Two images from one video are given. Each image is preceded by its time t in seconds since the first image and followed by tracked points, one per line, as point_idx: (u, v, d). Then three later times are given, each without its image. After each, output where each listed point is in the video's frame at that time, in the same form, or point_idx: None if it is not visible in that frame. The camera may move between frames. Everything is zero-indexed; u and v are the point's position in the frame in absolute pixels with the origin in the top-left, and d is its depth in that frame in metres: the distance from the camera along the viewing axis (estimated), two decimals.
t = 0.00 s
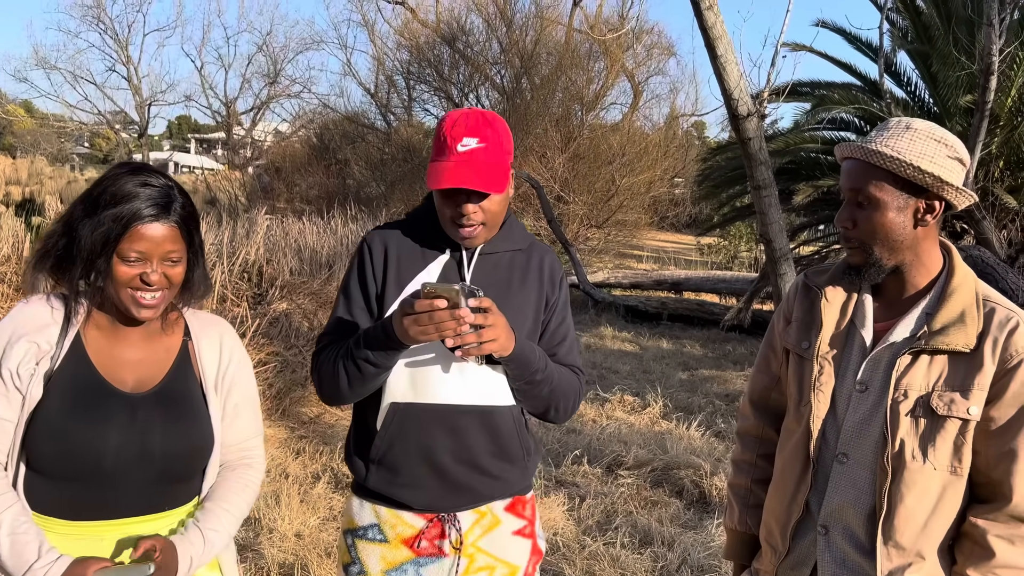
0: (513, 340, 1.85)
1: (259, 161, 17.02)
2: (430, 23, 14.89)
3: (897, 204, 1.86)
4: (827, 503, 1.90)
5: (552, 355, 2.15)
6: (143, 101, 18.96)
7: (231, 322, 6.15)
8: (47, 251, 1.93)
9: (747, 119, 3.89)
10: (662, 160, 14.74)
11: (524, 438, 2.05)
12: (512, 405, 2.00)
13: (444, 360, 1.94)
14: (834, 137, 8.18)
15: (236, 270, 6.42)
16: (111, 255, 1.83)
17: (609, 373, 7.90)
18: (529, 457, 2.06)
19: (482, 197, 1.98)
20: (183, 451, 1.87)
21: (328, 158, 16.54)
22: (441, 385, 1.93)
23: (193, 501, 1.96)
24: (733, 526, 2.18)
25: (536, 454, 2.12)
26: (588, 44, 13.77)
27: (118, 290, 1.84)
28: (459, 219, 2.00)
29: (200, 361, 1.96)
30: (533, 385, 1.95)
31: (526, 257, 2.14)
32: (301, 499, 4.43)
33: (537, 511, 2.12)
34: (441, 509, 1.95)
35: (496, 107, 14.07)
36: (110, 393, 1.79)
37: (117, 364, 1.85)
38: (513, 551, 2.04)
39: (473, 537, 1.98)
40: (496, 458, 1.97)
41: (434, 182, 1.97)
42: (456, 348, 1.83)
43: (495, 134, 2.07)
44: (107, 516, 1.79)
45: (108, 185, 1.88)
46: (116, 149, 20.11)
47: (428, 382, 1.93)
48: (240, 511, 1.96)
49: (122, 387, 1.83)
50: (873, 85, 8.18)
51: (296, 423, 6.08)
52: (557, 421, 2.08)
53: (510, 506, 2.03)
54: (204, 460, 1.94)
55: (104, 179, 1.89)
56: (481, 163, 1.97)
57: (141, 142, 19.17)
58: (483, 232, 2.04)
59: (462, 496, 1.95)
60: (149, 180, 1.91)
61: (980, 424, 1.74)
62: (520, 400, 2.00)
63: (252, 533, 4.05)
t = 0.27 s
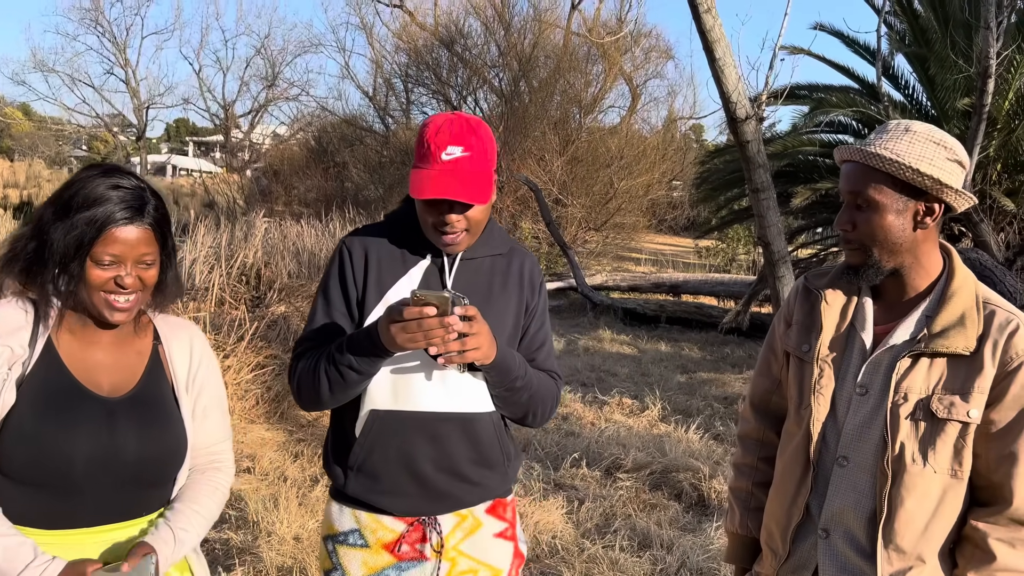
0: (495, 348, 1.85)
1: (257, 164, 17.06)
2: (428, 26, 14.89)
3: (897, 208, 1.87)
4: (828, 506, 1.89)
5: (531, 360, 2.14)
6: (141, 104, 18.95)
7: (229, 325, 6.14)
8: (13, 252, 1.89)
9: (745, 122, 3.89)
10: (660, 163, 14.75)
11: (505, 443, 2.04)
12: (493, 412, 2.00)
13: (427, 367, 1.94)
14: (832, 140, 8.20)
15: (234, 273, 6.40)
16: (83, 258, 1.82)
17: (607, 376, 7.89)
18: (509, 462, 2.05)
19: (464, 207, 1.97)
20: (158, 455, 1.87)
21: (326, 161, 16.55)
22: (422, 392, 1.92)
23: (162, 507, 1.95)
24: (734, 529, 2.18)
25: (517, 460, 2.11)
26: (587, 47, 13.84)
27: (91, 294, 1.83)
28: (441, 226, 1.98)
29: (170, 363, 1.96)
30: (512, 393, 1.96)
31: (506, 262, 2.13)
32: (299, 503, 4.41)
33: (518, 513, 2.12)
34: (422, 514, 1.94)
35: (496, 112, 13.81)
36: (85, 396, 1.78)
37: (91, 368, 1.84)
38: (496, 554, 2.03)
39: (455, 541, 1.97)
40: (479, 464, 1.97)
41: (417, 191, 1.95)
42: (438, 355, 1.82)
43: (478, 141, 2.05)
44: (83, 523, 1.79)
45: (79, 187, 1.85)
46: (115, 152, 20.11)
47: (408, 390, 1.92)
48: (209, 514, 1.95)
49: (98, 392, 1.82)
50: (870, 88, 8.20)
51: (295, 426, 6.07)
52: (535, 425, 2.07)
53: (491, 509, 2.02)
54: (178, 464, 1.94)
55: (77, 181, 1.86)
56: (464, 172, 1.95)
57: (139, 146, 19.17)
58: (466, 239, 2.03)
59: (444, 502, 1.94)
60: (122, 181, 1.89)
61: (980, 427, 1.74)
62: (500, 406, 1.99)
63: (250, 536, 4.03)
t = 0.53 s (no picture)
0: (493, 354, 1.85)
1: (256, 167, 17.07)
2: (427, 29, 14.91)
3: (900, 212, 1.86)
4: (831, 509, 1.89)
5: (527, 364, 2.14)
6: (140, 108, 18.97)
7: (228, 328, 6.11)
8: None
9: (745, 125, 3.89)
10: (659, 166, 14.76)
11: (502, 448, 2.03)
12: (490, 417, 1.99)
13: (427, 373, 1.92)
14: (831, 143, 8.21)
15: (233, 276, 6.40)
16: (65, 261, 1.80)
17: (606, 379, 7.89)
18: (505, 467, 2.04)
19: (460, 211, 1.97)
20: (142, 460, 1.88)
21: (325, 164, 16.56)
22: (420, 398, 1.91)
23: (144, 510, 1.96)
24: (735, 532, 2.17)
25: (514, 464, 2.11)
26: (585, 51, 13.83)
27: (73, 298, 1.82)
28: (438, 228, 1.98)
29: (148, 366, 1.98)
30: (510, 397, 1.95)
31: (502, 266, 2.13)
32: (298, 505, 4.40)
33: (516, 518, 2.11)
34: (420, 518, 1.93)
35: (494, 114, 13.92)
36: (73, 402, 1.78)
37: (76, 374, 1.83)
38: (493, 559, 2.03)
39: (451, 546, 1.97)
40: (476, 469, 1.96)
41: (413, 195, 1.95)
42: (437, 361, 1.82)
43: (476, 144, 2.05)
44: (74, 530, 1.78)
45: (59, 188, 1.83)
46: (113, 156, 20.14)
47: (406, 395, 1.91)
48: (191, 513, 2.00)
49: (85, 398, 1.82)
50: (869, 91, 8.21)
51: (294, 429, 6.05)
52: (533, 430, 2.08)
53: (488, 513, 2.02)
54: (160, 468, 1.96)
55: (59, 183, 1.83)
56: (460, 176, 1.96)
57: (138, 149, 19.18)
58: (463, 243, 2.03)
59: (441, 507, 1.94)
60: (104, 183, 1.88)
61: (983, 430, 1.74)
62: (497, 411, 1.99)
63: (249, 540, 4.02)
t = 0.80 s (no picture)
0: (509, 355, 1.85)
1: (256, 170, 17.08)
2: (427, 33, 14.93)
3: (904, 215, 1.86)
4: (833, 513, 1.88)
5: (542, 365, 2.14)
6: (140, 111, 18.99)
7: (228, 331, 6.09)
8: None
9: (745, 128, 3.89)
10: (659, 169, 14.76)
11: (518, 450, 2.03)
12: (505, 419, 1.99)
13: (443, 374, 1.92)
14: (831, 146, 8.21)
15: (233, 280, 6.39)
16: (66, 264, 1.79)
17: (606, 382, 7.87)
18: (521, 468, 2.03)
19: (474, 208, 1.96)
20: (141, 461, 1.89)
21: (325, 167, 16.55)
22: (438, 400, 1.90)
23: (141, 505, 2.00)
24: (735, 535, 2.16)
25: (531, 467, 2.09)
26: (585, 54, 13.81)
27: (75, 301, 1.81)
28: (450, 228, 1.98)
29: (140, 366, 1.99)
30: (527, 398, 1.96)
31: (514, 268, 2.13)
32: (298, 509, 4.39)
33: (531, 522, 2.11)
34: (437, 523, 1.92)
35: (493, 117, 14.03)
36: (75, 405, 1.77)
37: (76, 379, 1.83)
38: (509, 564, 2.02)
39: (468, 551, 1.96)
40: (493, 472, 1.95)
41: (427, 195, 1.94)
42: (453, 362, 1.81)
43: (487, 143, 2.04)
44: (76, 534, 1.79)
45: (55, 190, 1.80)
46: (113, 159, 20.15)
47: (423, 397, 1.90)
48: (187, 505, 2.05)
49: (86, 401, 1.82)
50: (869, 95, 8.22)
51: (294, 433, 6.04)
52: (548, 430, 2.09)
53: (505, 518, 2.01)
54: (158, 466, 1.98)
55: (56, 185, 1.81)
56: (474, 174, 1.94)
57: (138, 152, 19.19)
58: (476, 244, 2.03)
59: (459, 511, 1.92)
60: (100, 183, 1.87)
61: (987, 435, 1.73)
62: (513, 412, 2.00)
63: (249, 543, 4.01)
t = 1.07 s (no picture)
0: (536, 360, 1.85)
1: (256, 173, 17.10)
2: (427, 35, 14.94)
3: (908, 217, 1.86)
4: (835, 515, 1.88)
5: (568, 367, 2.15)
6: (141, 114, 19.02)
7: (228, 334, 6.08)
8: None
9: (745, 130, 3.89)
10: (659, 172, 14.75)
11: (546, 452, 2.02)
12: (532, 420, 1.99)
13: (471, 378, 1.92)
14: (831, 148, 8.22)
15: (233, 282, 6.39)
16: (89, 267, 1.78)
17: (607, 385, 7.87)
18: (550, 470, 2.03)
19: (514, 201, 1.97)
20: (155, 461, 1.90)
21: (325, 170, 16.54)
22: (467, 403, 1.90)
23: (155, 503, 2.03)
24: (736, 538, 2.16)
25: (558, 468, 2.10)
26: (585, 57, 13.78)
27: (98, 303, 1.81)
28: (489, 224, 1.98)
29: (150, 368, 2.04)
30: (556, 401, 1.97)
31: (538, 269, 2.13)
32: (299, 512, 4.39)
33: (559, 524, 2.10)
34: (466, 525, 1.91)
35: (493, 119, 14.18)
36: (91, 407, 1.77)
37: (92, 382, 1.82)
38: (537, 565, 2.02)
39: (496, 552, 1.96)
40: (523, 473, 1.95)
41: (469, 193, 1.93)
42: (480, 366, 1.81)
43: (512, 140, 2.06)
44: (96, 534, 1.80)
45: (70, 193, 1.78)
46: (114, 162, 20.19)
47: (452, 398, 1.90)
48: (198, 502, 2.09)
49: (102, 403, 1.82)
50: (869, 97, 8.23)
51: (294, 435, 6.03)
52: (576, 432, 2.10)
53: (534, 520, 2.01)
54: (170, 465, 1.99)
55: (68, 187, 1.79)
56: (509, 171, 1.96)
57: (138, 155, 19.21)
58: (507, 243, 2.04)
59: (488, 513, 1.92)
60: (110, 183, 1.86)
61: (990, 437, 1.73)
62: (541, 414, 2.00)
63: (250, 546, 4.00)
